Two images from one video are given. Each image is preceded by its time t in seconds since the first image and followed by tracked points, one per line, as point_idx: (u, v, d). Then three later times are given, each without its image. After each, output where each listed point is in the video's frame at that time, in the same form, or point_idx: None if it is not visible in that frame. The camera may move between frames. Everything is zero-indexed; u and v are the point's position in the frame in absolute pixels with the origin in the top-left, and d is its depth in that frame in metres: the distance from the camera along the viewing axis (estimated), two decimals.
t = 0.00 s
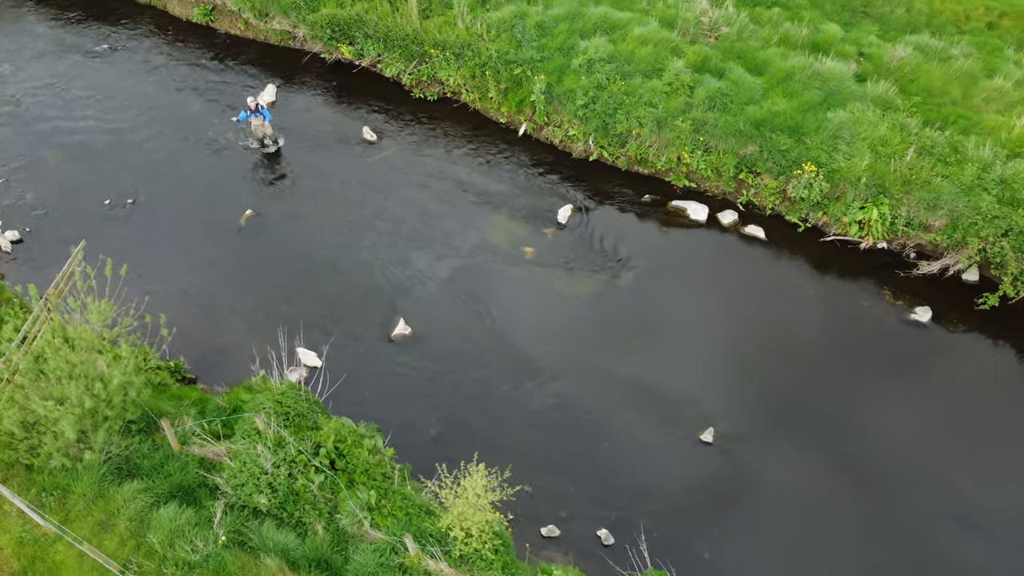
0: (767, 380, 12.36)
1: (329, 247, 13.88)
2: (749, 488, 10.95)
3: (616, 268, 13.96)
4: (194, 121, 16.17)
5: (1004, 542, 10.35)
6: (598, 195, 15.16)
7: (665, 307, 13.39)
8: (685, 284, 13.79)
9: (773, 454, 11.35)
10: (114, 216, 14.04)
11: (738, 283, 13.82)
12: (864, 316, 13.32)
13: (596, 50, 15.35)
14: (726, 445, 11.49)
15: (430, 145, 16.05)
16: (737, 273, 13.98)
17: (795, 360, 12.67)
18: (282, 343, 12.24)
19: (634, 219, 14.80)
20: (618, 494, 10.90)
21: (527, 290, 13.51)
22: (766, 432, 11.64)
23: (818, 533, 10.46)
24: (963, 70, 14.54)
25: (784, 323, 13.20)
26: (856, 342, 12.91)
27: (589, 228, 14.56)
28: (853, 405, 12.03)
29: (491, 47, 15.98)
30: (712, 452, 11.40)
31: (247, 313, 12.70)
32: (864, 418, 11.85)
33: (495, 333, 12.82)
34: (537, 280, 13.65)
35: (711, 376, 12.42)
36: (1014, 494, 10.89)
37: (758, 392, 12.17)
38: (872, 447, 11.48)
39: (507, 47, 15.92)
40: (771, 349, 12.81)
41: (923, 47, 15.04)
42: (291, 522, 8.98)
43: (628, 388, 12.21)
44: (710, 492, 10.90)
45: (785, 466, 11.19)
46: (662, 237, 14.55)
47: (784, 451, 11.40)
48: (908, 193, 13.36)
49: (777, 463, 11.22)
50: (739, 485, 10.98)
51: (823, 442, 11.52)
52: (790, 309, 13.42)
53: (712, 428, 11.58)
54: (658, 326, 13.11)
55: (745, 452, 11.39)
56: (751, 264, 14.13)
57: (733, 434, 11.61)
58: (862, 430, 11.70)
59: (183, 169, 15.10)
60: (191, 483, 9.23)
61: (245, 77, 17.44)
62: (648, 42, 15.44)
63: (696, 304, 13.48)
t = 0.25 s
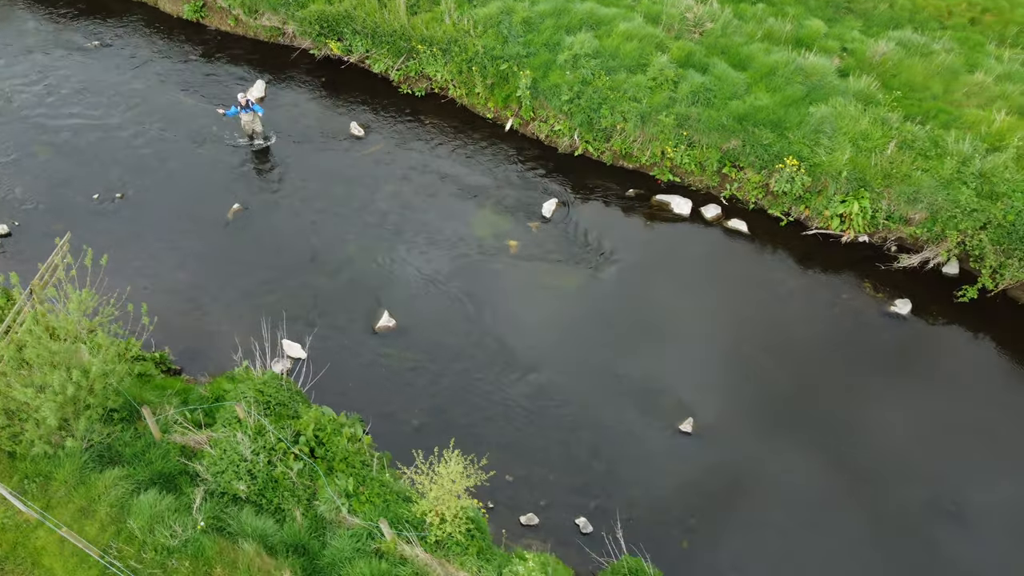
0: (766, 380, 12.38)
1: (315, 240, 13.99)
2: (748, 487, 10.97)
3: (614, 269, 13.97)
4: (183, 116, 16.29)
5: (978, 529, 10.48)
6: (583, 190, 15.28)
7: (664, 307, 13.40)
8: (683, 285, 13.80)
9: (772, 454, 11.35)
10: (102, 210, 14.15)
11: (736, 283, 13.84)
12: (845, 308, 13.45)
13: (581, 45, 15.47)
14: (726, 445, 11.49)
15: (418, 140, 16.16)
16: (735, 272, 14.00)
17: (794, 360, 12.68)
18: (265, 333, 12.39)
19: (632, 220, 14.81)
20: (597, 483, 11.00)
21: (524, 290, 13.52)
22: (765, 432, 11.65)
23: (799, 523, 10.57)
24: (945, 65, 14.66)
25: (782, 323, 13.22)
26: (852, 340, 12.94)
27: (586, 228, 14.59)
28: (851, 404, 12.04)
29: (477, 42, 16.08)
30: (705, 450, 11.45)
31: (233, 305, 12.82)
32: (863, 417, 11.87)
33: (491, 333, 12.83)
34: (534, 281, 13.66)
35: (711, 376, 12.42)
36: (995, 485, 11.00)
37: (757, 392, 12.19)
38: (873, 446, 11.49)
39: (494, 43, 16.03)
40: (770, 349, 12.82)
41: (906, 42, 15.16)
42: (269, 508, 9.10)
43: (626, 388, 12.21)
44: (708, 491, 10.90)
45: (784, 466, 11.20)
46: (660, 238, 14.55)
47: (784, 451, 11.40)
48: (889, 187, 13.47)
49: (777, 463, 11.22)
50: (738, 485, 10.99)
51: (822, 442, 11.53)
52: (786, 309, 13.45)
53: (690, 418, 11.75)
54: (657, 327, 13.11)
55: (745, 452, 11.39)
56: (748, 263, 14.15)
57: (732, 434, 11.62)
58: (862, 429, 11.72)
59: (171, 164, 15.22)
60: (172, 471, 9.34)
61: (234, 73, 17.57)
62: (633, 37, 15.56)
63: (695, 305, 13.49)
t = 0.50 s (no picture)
0: (759, 379, 12.45)
1: (301, 234, 14.10)
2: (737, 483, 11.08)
3: (608, 268, 14.01)
4: (172, 112, 16.41)
5: (948, 518, 10.70)
6: (568, 184, 15.40)
7: (657, 306, 13.45)
8: (677, 283, 13.84)
9: (765, 452, 11.44)
10: (89, 204, 14.25)
11: (730, 282, 13.89)
12: (825, 301, 13.58)
13: (566, 41, 15.58)
14: (718, 443, 11.56)
15: (404, 135, 16.27)
16: (728, 271, 14.05)
17: (786, 358, 12.75)
18: (248, 325, 12.48)
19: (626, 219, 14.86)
20: (576, 472, 11.13)
21: (518, 288, 13.57)
22: (758, 430, 11.73)
23: (777, 514, 10.73)
24: (926, 60, 14.77)
25: (774, 321, 13.28)
26: (842, 337, 13.03)
27: (579, 227, 14.65)
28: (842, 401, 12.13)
29: (464, 38, 16.17)
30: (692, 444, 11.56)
31: (218, 298, 12.93)
32: (853, 414, 11.97)
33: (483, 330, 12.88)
34: (527, 279, 13.72)
35: (705, 375, 12.47)
36: (970, 476, 11.18)
37: (750, 390, 12.26)
38: (864, 444, 11.58)
39: (480, 38, 16.14)
40: (763, 348, 12.89)
41: (888, 38, 15.27)
42: (248, 495, 9.22)
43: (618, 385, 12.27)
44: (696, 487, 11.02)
45: (776, 464, 11.30)
46: (653, 236, 14.60)
47: (777, 450, 11.48)
48: (869, 180, 13.58)
49: (769, 461, 11.32)
50: (728, 481, 11.09)
51: (814, 440, 11.62)
52: (778, 306, 13.52)
53: (669, 409, 11.87)
54: (652, 326, 13.15)
55: (737, 450, 11.47)
56: (741, 262, 14.21)
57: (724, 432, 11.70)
58: (852, 426, 11.81)
59: (159, 159, 15.34)
60: (153, 458, 9.46)
61: (223, 69, 17.70)
62: (618, 33, 15.67)
63: (689, 303, 13.53)
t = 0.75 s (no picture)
0: (748, 375, 12.50)
1: (286, 228, 14.21)
2: (722, 477, 11.15)
3: (598, 265, 14.08)
4: (160, 107, 16.54)
5: (924, 506, 10.79)
6: (553, 179, 15.51)
7: (651, 305, 13.47)
8: (667, 280, 13.88)
9: (758, 450, 11.47)
10: (77, 199, 14.37)
11: (719, 279, 13.95)
12: (806, 295, 13.70)
13: (551, 37, 15.71)
14: (706, 438, 11.62)
15: (391, 131, 16.39)
16: (717, 268, 14.11)
17: (774, 354, 12.79)
18: (231, 316, 12.57)
19: (616, 216, 14.93)
20: (554, 462, 11.26)
21: (507, 285, 13.64)
22: (745, 426, 11.78)
23: (773, 513, 10.72)
24: (907, 56, 14.91)
25: (763, 317, 13.33)
26: (828, 332, 13.09)
27: (568, 224, 14.73)
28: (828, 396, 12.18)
29: (450, 35, 16.33)
30: (674, 437, 11.65)
31: (202, 290, 13.01)
32: (839, 408, 12.02)
33: (471, 325, 12.95)
34: (517, 276, 13.79)
35: (694, 371, 12.51)
36: (946, 466, 11.27)
37: (744, 389, 12.28)
38: (851, 439, 11.62)
39: (466, 35, 16.28)
40: (751, 344, 12.94)
41: (870, 34, 15.40)
42: (226, 482, 9.35)
43: (605, 380, 12.32)
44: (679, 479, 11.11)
45: (762, 459, 11.35)
46: (643, 234, 14.66)
47: (770, 448, 11.50)
48: (849, 174, 13.70)
49: (762, 459, 11.34)
50: (713, 476, 11.16)
51: (801, 435, 11.67)
52: (766, 302, 13.57)
53: (647, 400, 11.97)
54: (641, 322, 13.20)
55: (724, 445, 11.53)
56: (730, 259, 14.26)
57: (710, 427, 11.76)
58: (838, 420, 11.86)
59: (147, 153, 15.47)
60: (133, 447, 9.59)
61: (212, 65, 17.83)
62: (602, 29, 15.81)
63: (679, 300, 13.57)
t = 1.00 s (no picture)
0: (734, 370, 12.56)
1: (272, 221, 14.32)
2: (705, 469, 11.20)
3: (587, 262, 14.16)
4: (150, 103, 16.69)
5: (900, 495, 10.86)
6: (538, 174, 15.66)
7: (651, 305, 13.48)
8: (656, 277, 13.96)
9: (759, 451, 11.43)
10: (65, 192, 14.50)
11: (707, 275, 14.03)
12: (787, 287, 13.82)
13: (536, 32, 15.84)
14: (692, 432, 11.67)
15: (378, 126, 16.52)
16: (705, 264, 14.19)
17: (761, 349, 12.86)
18: (215, 308, 12.65)
19: (605, 214, 15.03)
20: (534, 452, 11.37)
21: (495, 281, 13.73)
22: (746, 427, 11.75)
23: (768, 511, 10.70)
24: (888, 52, 15.03)
25: (750, 313, 13.40)
26: (812, 327, 13.18)
27: (557, 221, 14.83)
28: (814, 390, 12.24)
29: (436, 31, 16.45)
30: (655, 428, 11.74)
31: (187, 282, 13.09)
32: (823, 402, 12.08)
33: (458, 320, 13.04)
34: (506, 272, 13.88)
35: (682, 366, 12.57)
36: (924, 456, 11.35)
37: (745, 390, 12.26)
38: (836, 433, 11.66)
39: (452, 30, 16.40)
40: (738, 339, 13.01)
41: (852, 30, 15.53)
42: (206, 469, 9.46)
43: (591, 374, 12.41)
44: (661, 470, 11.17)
45: (747, 452, 11.40)
46: (632, 231, 14.76)
47: (772, 449, 11.46)
48: (830, 168, 13.83)
49: (763, 460, 11.30)
50: (697, 468, 11.21)
51: (786, 429, 11.72)
52: (753, 298, 13.65)
53: (627, 391, 12.09)
54: (630, 318, 13.26)
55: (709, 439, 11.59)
56: (719, 255, 14.36)
57: (696, 421, 11.81)
58: (823, 414, 11.92)
59: (136, 148, 15.60)
60: (115, 435, 9.73)
61: (202, 62, 17.99)
62: (587, 25, 15.94)
63: (668, 296, 13.65)
